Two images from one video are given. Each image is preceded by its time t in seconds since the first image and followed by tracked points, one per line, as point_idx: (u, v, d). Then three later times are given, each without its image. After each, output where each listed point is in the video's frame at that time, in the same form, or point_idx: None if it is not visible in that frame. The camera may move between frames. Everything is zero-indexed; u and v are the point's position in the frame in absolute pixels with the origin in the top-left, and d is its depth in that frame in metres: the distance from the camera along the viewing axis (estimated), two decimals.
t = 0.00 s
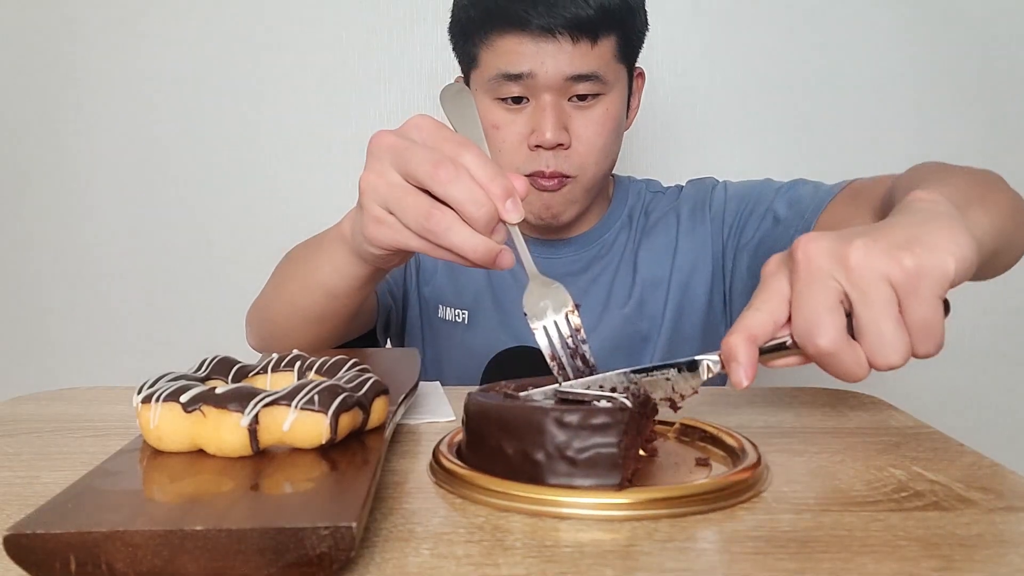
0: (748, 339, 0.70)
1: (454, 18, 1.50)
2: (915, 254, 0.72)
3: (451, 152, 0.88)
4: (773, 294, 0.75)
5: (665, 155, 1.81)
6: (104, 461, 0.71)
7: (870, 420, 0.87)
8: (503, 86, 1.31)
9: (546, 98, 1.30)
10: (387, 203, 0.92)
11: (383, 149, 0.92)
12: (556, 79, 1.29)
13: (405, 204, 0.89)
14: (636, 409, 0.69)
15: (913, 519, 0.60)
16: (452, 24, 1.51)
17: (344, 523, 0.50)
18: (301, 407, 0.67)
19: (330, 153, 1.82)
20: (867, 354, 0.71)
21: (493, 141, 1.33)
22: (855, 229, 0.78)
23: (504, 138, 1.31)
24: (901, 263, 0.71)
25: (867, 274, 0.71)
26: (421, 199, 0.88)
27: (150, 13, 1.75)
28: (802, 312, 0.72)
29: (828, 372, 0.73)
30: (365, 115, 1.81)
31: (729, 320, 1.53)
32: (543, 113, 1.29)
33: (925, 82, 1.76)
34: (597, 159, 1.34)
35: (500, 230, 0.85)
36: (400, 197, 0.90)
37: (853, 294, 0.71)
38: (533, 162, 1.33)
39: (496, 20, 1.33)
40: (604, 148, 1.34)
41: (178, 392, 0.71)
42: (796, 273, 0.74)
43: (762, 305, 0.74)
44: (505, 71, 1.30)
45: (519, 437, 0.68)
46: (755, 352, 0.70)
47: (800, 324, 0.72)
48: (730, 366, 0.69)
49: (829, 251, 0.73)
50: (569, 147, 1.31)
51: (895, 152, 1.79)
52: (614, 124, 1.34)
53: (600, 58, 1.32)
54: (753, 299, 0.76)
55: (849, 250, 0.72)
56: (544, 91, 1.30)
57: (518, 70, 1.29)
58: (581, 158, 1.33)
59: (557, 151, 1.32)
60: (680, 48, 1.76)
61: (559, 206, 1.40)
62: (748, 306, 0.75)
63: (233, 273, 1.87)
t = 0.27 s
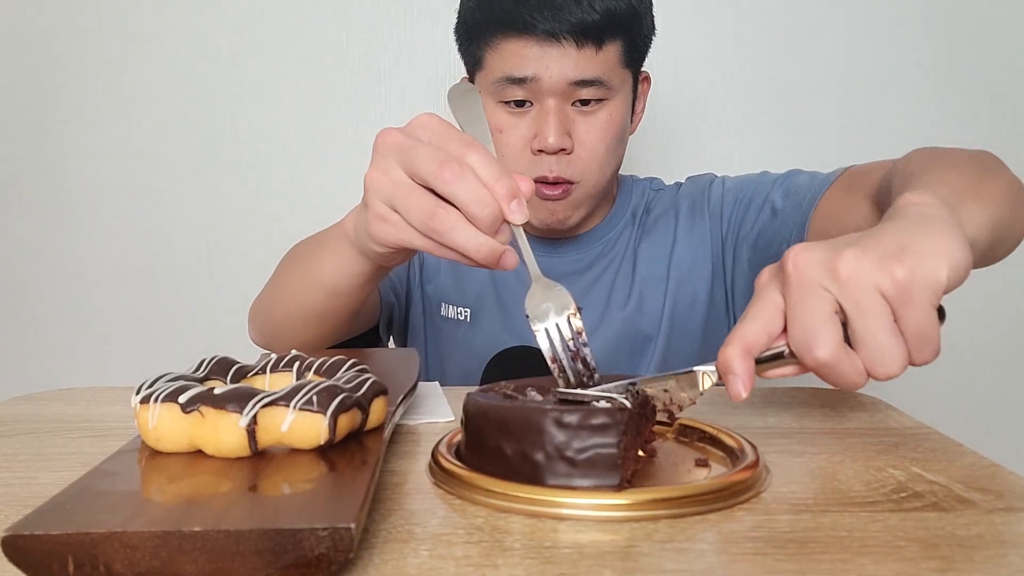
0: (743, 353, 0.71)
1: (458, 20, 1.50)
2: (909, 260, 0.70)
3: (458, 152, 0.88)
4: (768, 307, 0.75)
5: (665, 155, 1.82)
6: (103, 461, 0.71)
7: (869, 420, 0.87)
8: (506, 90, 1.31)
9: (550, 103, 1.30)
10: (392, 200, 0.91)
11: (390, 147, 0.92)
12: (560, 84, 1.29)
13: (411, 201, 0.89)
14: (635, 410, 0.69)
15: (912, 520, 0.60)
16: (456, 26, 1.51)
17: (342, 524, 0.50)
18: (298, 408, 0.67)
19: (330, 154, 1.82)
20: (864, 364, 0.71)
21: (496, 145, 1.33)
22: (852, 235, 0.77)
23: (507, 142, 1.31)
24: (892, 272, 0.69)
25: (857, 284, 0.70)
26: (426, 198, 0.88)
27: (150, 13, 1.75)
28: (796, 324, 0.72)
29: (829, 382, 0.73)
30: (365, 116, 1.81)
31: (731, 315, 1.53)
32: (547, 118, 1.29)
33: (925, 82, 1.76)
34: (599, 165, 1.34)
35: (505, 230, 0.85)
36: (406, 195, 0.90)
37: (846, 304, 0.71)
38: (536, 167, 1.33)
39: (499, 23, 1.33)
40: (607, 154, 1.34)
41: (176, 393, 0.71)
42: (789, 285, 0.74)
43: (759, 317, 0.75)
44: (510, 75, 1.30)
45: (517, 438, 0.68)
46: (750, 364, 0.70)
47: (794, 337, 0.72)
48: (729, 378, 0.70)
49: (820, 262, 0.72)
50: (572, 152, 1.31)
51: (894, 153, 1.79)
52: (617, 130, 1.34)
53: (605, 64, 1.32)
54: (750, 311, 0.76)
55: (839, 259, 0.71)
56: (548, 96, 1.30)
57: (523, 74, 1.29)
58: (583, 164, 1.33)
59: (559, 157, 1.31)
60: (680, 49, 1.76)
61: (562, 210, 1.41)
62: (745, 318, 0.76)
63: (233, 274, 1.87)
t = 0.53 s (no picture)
0: (749, 372, 0.71)
1: (463, 20, 1.50)
2: (912, 286, 0.71)
3: (463, 153, 0.87)
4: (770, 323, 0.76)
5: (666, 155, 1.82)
6: (101, 462, 0.71)
7: (868, 420, 0.87)
8: (511, 89, 1.31)
9: (554, 102, 1.30)
10: (396, 200, 0.91)
11: (394, 147, 0.92)
12: (565, 83, 1.29)
13: (415, 202, 0.89)
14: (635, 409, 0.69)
15: (912, 520, 0.60)
16: (461, 26, 1.51)
17: (341, 525, 0.50)
18: (297, 409, 0.67)
19: (330, 155, 1.81)
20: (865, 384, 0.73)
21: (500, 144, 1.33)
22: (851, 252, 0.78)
23: (511, 141, 1.31)
24: (897, 297, 0.71)
25: (861, 308, 0.72)
26: (430, 198, 0.88)
27: (150, 13, 1.75)
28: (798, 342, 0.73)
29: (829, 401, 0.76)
30: (365, 117, 1.81)
31: (735, 314, 1.52)
32: (551, 117, 1.29)
33: (926, 82, 1.76)
34: (603, 165, 1.34)
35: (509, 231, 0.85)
36: (410, 195, 0.90)
37: (849, 327, 0.72)
38: (540, 167, 1.32)
39: (504, 23, 1.33)
40: (610, 155, 1.34)
41: (175, 394, 0.71)
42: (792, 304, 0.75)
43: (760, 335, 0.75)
44: (515, 74, 1.30)
45: (518, 437, 0.68)
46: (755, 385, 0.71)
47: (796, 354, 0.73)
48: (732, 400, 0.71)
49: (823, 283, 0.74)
50: (575, 152, 1.31)
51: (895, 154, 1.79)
52: (620, 132, 1.34)
53: (610, 64, 1.32)
54: (750, 328, 0.77)
55: (844, 284, 0.73)
56: (552, 96, 1.30)
57: (528, 73, 1.29)
58: (587, 164, 1.33)
59: (563, 157, 1.31)
60: (680, 49, 1.76)
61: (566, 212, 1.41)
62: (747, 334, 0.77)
63: (232, 273, 1.86)
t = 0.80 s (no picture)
0: (749, 377, 0.73)
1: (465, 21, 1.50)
2: (912, 291, 0.71)
3: (462, 158, 0.87)
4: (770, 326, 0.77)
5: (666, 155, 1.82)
6: (101, 462, 0.71)
7: (869, 420, 0.87)
8: (513, 91, 1.31)
9: (556, 105, 1.30)
10: (395, 206, 0.92)
11: (393, 153, 0.92)
12: (567, 86, 1.29)
13: (414, 209, 0.89)
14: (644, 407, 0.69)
15: (913, 520, 0.60)
16: (462, 27, 1.51)
17: (342, 525, 0.50)
18: (298, 409, 0.67)
19: (331, 155, 1.82)
20: (862, 387, 0.73)
21: (502, 146, 1.33)
22: (852, 254, 0.77)
23: (513, 143, 1.31)
24: (896, 301, 0.71)
25: (860, 311, 0.72)
26: (430, 204, 0.88)
27: (150, 13, 1.75)
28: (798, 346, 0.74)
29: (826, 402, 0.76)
30: (366, 117, 1.81)
31: (738, 315, 1.52)
32: (553, 120, 1.29)
33: (927, 82, 1.76)
34: (605, 168, 1.34)
35: (509, 238, 0.85)
36: (410, 201, 0.90)
37: (849, 330, 0.73)
38: (542, 169, 1.32)
39: (507, 24, 1.33)
40: (612, 158, 1.34)
41: (175, 394, 0.71)
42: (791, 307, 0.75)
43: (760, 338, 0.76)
44: (517, 76, 1.30)
45: (530, 432, 0.68)
46: (755, 391, 0.73)
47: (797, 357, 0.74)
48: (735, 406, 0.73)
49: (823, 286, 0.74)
50: (578, 155, 1.31)
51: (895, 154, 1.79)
52: (623, 133, 1.34)
53: (613, 66, 1.32)
54: (750, 332, 0.77)
55: (844, 287, 0.72)
56: (554, 98, 1.30)
57: (530, 75, 1.29)
58: (589, 167, 1.33)
59: (566, 160, 1.31)
60: (681, 48, 1.76)
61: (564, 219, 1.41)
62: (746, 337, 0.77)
63: (232, 273, 1.86)
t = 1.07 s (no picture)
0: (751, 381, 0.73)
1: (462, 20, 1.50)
2: (913, 297, 0.72)
3: (464, 158, 0.87)
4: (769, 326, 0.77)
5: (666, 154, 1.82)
6: (101, 462, 0.71)
7: (869, 420, 0.87)
8: (511, 91, 1.31)
9: (554, 104, 1.30)
10: (399, 206, 0.91)
11: (396, 153, 0.92)
12: (565, 85, 1.29)
13: (417, 208, 0.89)
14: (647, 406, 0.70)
15: (913, 520, 0.60)
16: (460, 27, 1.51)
17: (342, 525, 0.50)
18: (298, 409, 0.67)
19: (331, 155, 1.82)
20: (858, 390, 0.74)
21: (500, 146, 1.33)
22: (854, 257, 0.77)
23: (511, 143, 1.31)
24: (898, 309, 0.72)
25: (860, 313, 0.72)
26: (433, 204, 0.88)
27: (149, 14, 1.75)
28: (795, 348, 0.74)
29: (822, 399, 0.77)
30: (365, 116, 1.81)
31: (738, 318, 1.53)
32: (551, 120, 1.29)
33: (926, 82, 1.76)
34: (603, 167, 1.34)
35: (512, 236, 0.85)
36: (413, 201, 0.89)
37: (847, 332, 0.73)
38: (540, 169, 1.32)
39: (505, 24, 1.33)
40: (610, 157, 1.34)
41: (175, 393, 0.71)
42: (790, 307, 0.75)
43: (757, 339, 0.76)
44: (514, 76, 1.30)
45: (536, 431, 0.68)
46: (756, 392, 0.73)
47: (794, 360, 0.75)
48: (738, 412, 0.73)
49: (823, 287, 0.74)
50: (575, 155, 1.31)
51: (894, 155, 1.79)
52: (621, 133, 1.34)
53: (611, 66, 1.32)
54: (750, 333, 0.77)
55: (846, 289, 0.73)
56: (552, 98, 1.30)
57: (527, 75, 1.29)
58: (587, 166, 1.33)
59: (563, 159, 1.31)
60: (679, 49, 1.76)
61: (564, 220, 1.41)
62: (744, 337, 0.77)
63: (233, 273, 1.86)
